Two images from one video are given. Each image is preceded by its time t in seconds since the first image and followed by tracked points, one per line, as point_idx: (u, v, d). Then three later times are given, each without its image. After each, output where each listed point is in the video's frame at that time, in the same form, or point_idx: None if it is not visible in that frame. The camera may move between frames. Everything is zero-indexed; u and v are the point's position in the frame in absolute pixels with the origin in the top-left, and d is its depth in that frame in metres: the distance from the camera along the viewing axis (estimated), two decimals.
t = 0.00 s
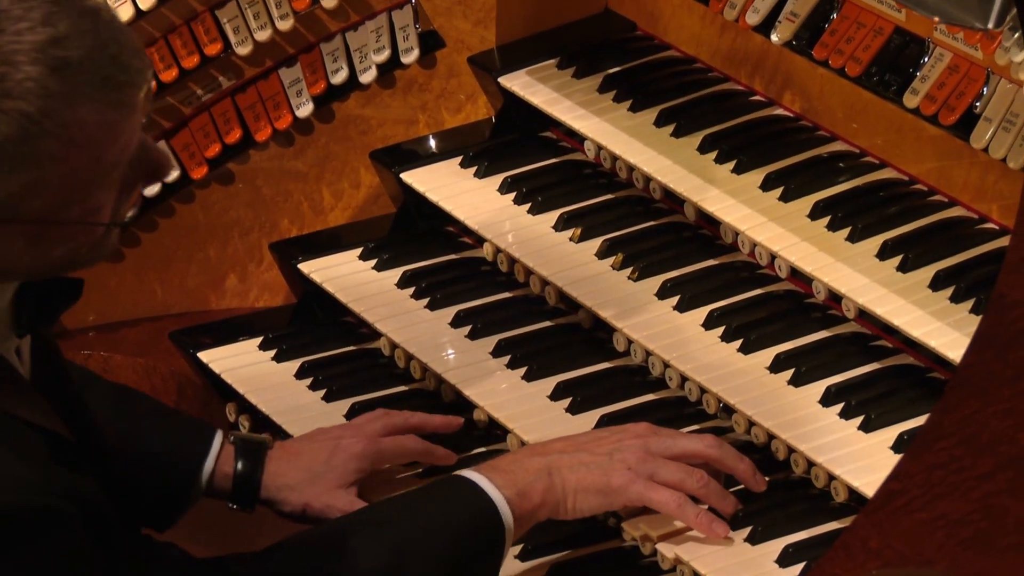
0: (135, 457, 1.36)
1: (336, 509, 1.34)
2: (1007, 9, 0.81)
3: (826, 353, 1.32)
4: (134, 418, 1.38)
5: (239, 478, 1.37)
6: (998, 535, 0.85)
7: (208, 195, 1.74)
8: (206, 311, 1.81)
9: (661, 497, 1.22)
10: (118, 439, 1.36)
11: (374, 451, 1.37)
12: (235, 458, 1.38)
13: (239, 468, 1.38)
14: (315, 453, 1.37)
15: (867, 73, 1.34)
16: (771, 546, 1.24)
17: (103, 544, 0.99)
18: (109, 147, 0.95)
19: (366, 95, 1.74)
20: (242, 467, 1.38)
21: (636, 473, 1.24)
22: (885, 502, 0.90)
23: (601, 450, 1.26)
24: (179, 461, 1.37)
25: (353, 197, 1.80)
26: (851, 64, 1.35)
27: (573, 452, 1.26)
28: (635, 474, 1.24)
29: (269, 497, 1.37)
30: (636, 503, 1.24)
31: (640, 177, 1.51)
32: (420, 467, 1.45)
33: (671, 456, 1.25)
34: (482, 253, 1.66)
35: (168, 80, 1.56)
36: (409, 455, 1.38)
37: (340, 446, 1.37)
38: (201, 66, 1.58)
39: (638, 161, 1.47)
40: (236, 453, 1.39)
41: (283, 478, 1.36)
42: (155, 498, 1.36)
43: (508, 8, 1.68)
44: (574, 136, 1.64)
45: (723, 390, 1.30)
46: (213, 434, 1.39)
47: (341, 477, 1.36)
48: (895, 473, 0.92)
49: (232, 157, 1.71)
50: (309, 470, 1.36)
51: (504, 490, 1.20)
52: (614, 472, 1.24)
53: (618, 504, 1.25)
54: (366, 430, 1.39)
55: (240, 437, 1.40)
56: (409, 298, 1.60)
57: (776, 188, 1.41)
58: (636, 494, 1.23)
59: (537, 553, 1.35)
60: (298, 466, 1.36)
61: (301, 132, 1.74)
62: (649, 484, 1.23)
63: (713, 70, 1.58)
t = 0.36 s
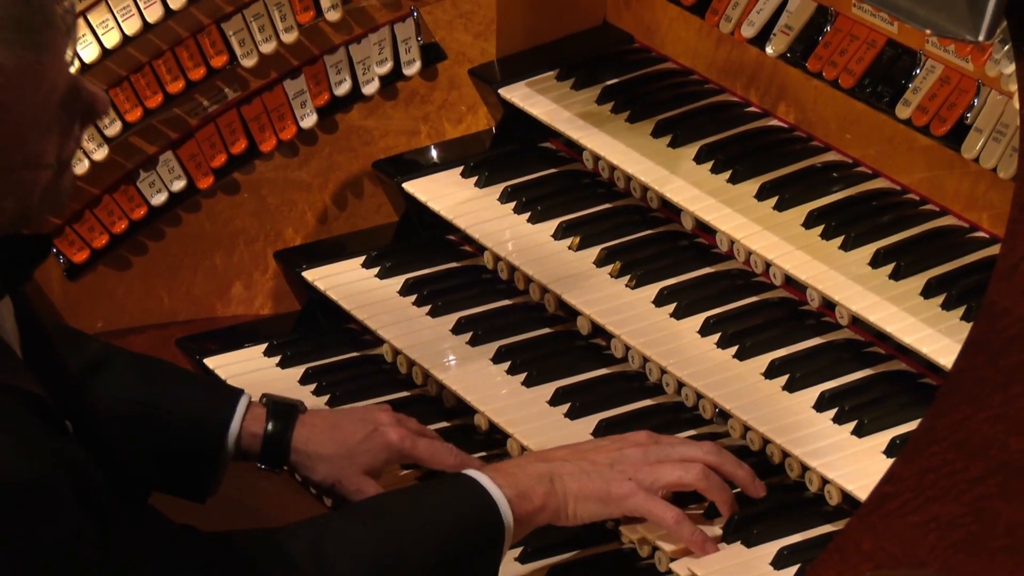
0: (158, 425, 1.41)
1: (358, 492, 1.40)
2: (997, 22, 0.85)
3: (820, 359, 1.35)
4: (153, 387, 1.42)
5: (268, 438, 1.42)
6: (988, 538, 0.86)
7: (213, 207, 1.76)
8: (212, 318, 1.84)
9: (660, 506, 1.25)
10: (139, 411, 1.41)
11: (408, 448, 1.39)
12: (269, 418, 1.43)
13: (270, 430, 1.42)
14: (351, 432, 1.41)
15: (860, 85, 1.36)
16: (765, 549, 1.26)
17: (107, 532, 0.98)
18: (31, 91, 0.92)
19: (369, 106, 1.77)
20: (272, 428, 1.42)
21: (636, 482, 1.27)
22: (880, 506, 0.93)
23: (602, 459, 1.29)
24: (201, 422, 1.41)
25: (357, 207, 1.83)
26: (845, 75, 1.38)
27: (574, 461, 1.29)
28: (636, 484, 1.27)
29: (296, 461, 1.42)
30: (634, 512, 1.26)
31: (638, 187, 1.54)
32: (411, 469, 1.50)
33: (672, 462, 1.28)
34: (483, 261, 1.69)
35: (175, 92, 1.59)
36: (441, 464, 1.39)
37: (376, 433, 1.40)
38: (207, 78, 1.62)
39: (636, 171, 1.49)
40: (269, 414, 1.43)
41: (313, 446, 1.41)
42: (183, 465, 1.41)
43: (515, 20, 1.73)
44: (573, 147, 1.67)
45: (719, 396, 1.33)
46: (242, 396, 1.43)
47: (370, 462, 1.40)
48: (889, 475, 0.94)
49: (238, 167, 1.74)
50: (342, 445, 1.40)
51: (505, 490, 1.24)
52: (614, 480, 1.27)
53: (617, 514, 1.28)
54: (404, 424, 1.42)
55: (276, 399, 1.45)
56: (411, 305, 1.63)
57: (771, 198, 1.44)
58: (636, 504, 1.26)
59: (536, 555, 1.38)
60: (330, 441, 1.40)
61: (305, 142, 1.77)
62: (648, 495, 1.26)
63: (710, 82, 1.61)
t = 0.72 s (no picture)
0: (158, 432, 1.42)
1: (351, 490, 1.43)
2: (989, 33, 0.85)
3: (814, 365, 1.38)
4: (150, 393, 1.44)
5: (262, 437, 1.44)
6: (980, 541, 0.90)
7: (218, 216, 1.79)
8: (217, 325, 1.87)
9: (652, 507, 1.26)
10: (141, 418, 1.42)
11: (399, 457, 1.41)
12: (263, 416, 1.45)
13: (265, 429, 1.44)
14: (346, 433, 1.43)
15: (854, 96, 1.39)
16: (760, 551, 1.29)
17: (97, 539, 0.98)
18: None
19: (371, 117, 1.80)
20: (267, 427, 1.44)
21: (630, 485, 1.28)
22: (873, 508, 0.96)
23: (595, 461, 1.30)
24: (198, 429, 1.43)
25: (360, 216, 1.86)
26: (838, 87, 1.40)
27: (566, 460, 1.31)
28: (629, 487, 1.28)
29: (293, 459, 1.45)
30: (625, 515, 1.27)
31: (636, 197, 1.56)
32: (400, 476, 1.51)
33: (665, 467, 1.29)
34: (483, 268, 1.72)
35: (181, 103, 1.61)
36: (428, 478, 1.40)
37: (370, 438, 1.42)
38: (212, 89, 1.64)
39: (635, 182, 1.52)
40: (265, 413, 1.45)
41: (309, 444, 1.44)
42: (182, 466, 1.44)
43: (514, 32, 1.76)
44: (571, 157, 1.71)
45: (715, 401, 1.36)
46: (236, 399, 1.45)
47: (364, 462, 1.42)
48: (880, 477, 0.96)
49: (245, 176, 1.76)
50: (336, 445, 1.43)
51: (495, 488, 1.24)
52: (608, 481, 1.28)
53: (610, 515, 1.29)
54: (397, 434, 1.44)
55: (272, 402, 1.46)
56: (413, 312, 1.66)
57: (766, 207, 1.47)
58: (628, 507, 1.27)
59: (535, 557, 1.40)
60: (324, 441, 1.43)
61: (309, 152, 1.80)
62: (640, 497, 1.27)
63: (705, 93, 1.64)
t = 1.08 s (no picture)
0: (155, 445, 1.41)
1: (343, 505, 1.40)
2: (983, 45, 0.81)
3: (808, 371, 1.40)
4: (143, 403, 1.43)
5: (260, 454, 1.43)
6: (971, 543, 0.83)
7: (223, 227, 1.82)
8: (223, 332, 1.90)
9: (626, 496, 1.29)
10: (132, 432, 1.41)
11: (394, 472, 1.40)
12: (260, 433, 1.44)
13: (262, 446, 1.43)
14: (344, 449, 1.43)
15: (847, 107, 1.41)
16: (756, 553, 1.32)
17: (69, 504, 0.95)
18: None
19: (374, 127, 1.83)
20: (265, 444, 1.43)
21: (602, 478, 1.30)
22: (866, 510, 0.90)
23: (567, 458, 1.32)
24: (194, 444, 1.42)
25: (364, 224, 1.89)
26: (832, 98, 1.43)
27: (536, 459, 1.31)
28: (601, 481, 1.30)
29: (288, 475, 1.44)
30: (600, 506, 1.29)
31: (633, 206, 1.59)
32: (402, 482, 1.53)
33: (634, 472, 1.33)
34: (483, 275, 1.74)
35: (188, 114, 1.62)
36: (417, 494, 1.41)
37: (368, 454, 1.42)
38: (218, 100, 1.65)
39: (631, 191, 1.56)
40: (261, 429, 1.45)
41: (304, 459, 1.43)
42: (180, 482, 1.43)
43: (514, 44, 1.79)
44: (570, 166, 1.74)
45: (711, 406, 1.38)
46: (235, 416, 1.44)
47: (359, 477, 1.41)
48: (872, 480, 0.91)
49: (249, 184, 1.79)
50: (332, 460, 1.42)
51: (469, 477, 1.22)
52: (580, 474, 1.30)
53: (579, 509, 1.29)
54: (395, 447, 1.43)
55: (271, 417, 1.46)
56: (415, 319, 1.68)
57: (760, 216, 1.50)
58: (600, 499, 1.29)
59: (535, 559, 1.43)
60: (321, 456, 1.43)
61: (313, 162, 1.83)
62: (612, 490, 1.29)
63: (701, 104, 1.67)
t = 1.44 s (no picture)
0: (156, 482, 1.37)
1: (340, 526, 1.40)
2: (974, 56, 0.86)
3: (802, 376, 1.43)
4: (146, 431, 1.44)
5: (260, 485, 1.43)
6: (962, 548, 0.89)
7: (229, 235, 1.84)
8: (229, 337, 1.93)
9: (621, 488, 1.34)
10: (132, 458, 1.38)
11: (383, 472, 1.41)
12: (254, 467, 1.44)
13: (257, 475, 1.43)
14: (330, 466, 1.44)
15: (840, 118, 1.44)
16: (750, 555, 1.35)
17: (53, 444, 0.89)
18: None
19: (377, 138, 1.86)
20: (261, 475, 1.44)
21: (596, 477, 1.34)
22: (859, 513, 0.95)
23: (565, 459, 1.36)
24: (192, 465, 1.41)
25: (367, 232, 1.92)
26: (826, 108, 1.45)
27: (536, 462, 1.35)
28: (598, 480, 1.33)
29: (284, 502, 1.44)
30: (597, 504, 1.32)
31: (632, 214, 1.63)
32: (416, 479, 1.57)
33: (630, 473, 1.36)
34: (483, 283, 1.78)
35: (194, 124, 1.64)
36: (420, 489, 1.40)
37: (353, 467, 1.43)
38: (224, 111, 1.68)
39: (630, 200, 1.58)
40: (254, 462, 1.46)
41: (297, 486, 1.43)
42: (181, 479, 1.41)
43: (518, 56, 1.83)
44: (569, 176, 1.77)
45: (707, 411, 1.41)
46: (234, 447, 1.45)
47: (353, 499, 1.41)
48: (867, 485, 0.96)
49: (255, 194, 1.81)
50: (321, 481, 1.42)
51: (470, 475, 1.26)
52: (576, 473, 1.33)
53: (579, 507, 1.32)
54: (375, 452, 1.46)
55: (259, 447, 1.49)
56: (417, 325, 1.72)
57: (756, 224, 1.53)
58: (598, 497, 1.32)
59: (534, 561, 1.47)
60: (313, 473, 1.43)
61: (318, 171, 1.86)
62: (609, 488, 1.33)
63: (697, 115, 1.70)
